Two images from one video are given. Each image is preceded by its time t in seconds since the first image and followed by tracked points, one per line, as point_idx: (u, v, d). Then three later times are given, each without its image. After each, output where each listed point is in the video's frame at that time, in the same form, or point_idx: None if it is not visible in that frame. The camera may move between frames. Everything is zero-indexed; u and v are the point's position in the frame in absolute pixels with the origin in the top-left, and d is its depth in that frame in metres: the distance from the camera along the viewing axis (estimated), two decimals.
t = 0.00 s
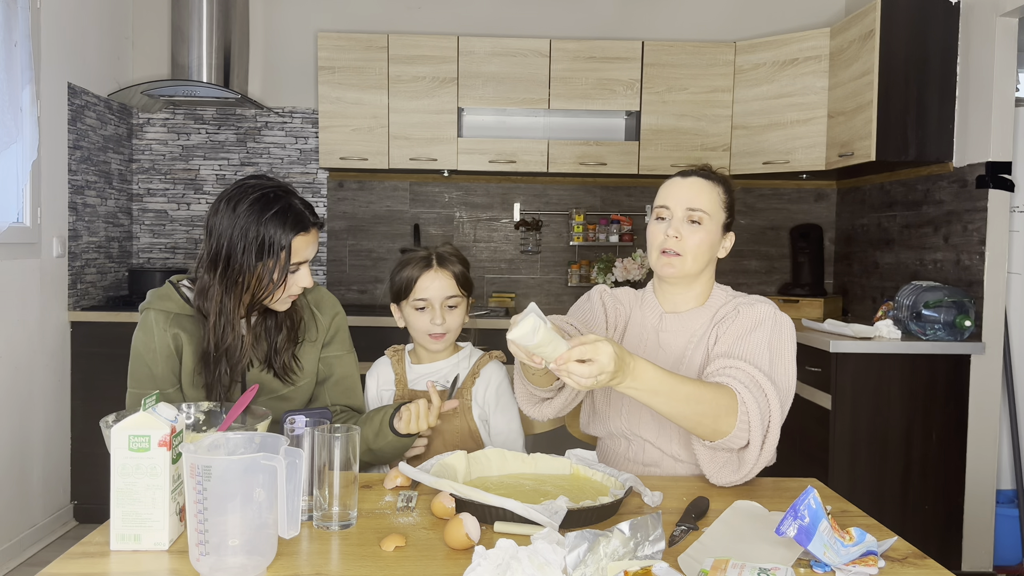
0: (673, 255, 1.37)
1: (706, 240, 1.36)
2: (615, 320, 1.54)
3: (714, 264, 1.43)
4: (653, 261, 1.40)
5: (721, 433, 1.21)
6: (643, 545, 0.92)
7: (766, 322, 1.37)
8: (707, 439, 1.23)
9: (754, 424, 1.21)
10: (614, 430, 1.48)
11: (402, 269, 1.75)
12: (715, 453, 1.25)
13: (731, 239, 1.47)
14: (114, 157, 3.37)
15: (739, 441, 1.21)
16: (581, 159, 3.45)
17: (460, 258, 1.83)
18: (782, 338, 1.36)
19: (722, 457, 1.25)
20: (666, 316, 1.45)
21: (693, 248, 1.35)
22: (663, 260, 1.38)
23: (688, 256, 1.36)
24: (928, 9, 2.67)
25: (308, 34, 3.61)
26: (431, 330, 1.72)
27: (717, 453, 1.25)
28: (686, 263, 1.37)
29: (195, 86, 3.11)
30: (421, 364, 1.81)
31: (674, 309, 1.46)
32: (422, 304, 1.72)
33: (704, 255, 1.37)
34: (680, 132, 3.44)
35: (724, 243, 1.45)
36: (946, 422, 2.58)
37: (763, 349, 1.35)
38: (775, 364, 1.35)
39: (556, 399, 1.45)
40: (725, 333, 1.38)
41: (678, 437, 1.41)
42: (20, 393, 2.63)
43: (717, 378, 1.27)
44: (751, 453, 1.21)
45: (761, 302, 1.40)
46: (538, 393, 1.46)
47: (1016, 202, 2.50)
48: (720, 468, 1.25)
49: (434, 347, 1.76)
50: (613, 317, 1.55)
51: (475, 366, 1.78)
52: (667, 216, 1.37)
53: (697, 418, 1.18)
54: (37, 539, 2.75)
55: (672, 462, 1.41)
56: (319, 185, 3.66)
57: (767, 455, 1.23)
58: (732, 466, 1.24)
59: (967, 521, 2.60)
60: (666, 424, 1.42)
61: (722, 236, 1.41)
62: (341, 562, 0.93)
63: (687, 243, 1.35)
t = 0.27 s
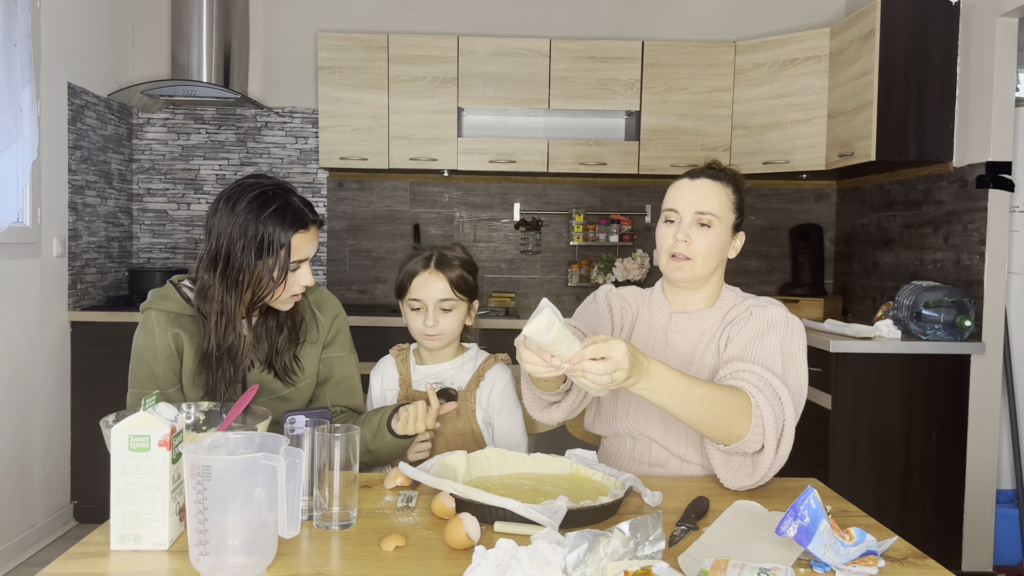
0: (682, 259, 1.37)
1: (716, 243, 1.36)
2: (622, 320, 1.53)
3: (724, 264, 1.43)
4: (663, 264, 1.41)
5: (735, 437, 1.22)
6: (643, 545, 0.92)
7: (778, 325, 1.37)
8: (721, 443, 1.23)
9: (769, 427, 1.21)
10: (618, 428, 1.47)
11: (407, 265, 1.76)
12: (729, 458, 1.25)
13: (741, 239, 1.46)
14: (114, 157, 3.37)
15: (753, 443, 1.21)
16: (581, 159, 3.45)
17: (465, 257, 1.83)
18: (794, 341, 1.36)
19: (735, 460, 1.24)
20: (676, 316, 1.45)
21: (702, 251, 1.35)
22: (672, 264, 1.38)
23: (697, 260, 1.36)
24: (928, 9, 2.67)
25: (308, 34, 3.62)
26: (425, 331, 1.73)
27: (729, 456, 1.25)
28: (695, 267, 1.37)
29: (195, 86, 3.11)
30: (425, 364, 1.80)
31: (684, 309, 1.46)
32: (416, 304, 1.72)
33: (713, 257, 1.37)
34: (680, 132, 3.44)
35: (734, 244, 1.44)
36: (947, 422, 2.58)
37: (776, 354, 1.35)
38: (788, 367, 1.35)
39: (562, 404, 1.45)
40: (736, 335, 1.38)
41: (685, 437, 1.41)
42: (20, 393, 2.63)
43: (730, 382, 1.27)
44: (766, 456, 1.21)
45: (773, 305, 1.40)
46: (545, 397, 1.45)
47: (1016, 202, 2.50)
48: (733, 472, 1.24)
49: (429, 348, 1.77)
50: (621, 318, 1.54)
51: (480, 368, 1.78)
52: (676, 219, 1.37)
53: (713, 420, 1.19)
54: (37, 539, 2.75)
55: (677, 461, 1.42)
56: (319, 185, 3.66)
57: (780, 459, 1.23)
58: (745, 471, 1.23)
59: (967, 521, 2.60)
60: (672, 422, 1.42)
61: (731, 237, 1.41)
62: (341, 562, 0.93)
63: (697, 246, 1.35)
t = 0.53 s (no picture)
0: (688, 263, 1.37)
1: (721, 245, 1.35)
2: (628, 318, 1.54)
3: (731, 265, 1.42)
4: (669, 267, 1.41)
5: (745, 442, 1.21)
6: (643, 545, 0.92)
7: (786, 329, 1.37)
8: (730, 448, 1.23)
9: (779, 433, 1.20)
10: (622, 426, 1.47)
11: (413, 267, 1.74)
12: (736, 462, 1.24)
13: (748, 239, 1.46)
14: (114, 157, 3.37)
15: (762, 449, 1.20)
16: (581, 159, 3.45)
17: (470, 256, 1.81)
18: (802, 345, 1.37)
19: (744, 465, 1.23)
20: (682, 316, 1.45)
21: (708, 254, 1.35)
22: (677, 266, 1.38)
23: (703, 262, 1.36)
24: (928, 9, 2.67)
25: (309, 34, 3.62)
26: (435, 334, 1.72)
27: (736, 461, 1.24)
28: (701, 269, 1.37)
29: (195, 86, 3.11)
30: (430, 366, 1.80)
31: (691, 310, 1.46)
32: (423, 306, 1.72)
33: (718, 260, 1.37)
34: (680, 132, 3.44)
35: (741, 245, 1.44)
36: (947, 421, 2.58)
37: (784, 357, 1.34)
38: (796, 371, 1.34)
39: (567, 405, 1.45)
40: (744, 339, 1.38)
41: (690, 436, 1.41)
42: (20, 393, 2.63)
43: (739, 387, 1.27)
44: (775, 462, 1.21)
45: (782, 309, 1.40)
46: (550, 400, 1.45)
47: (1016, 202, 2.50)
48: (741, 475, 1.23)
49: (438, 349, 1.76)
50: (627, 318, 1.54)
51: (484, 370, 1.78)
52: (682, 222, 1.37)
53: (723, 425, 1.19)
54: (37, 539, 2.75)
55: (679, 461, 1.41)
56: (319, 185, 3.67)
57: (789, 463, 1.23)
58: (753, 475, 1.23)
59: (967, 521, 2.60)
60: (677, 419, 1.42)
61: (738, 238, 1.40)
62: (341, 562, 0.93)
63: (702, 249, 1.35)
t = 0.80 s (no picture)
0: (690, 264, 1.37)
1: (723, 247, 1.35)
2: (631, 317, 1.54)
3: (736, 264, 1.42)
4: (673, 270, 1.41)
5: (754, 445, 1.21)
6: (643, 545, 0.92)
7: (793, 332, 1.36)
8: (738, 450, 1.23)
9: (789, 435, 1.21)
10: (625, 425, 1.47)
11: (414, 269, 1.75)
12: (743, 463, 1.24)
13: (752, 239, 1.45)
14: (114, 157, 3.37)
15: (771, 451, 1.21)
16: (581, 159, 3.45)
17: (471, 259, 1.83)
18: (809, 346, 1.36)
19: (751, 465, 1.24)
20: (688, 317, 1.45)
21: (711, 255, 1.35)
22: (681, 268, 1.39)
23: (706, 264, 1.36)
24: (928, 9, 2.67)
25: (309, 34, 3.62)
26: (441, 333, 1.71)
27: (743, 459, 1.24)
28: (704, 271, 1.37)
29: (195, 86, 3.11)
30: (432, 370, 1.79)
31: (696, 310, 1.46)
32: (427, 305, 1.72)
33: (722, 259, 1.37)
34: (680, 132, 3.44)
35: (745, 244, 1.44)
36: (947, 421, 2.58)
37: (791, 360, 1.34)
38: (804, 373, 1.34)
39: (572, 405, 1.45)
40: (752, 340, 1.37)
41: (693, 435, 1.41)
42: (20, 392, 2.63)
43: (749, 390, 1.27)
44: (783, 464, 1.21)
45: (787, 311, 1.39)
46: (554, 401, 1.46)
47: (1016, 202, 2.50)
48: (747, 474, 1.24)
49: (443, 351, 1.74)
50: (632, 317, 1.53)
51: (487, 374, 1.76)
52: (683, 225, 1.38)
53: (732, 427, 1.19)
54: (37, 539, 2.75)
55: (682, 459, 1.42)
56: (319, 185, 3.66)
57: (796, 466, 1.24)
58: (759, 476, 1.23)
59: (968, 521, 2.60)
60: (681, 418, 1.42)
61: (741, 237, 1.40)
62: (341, 562, 0.93)
63: (705, 251, 1.35)
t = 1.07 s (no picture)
0: (692, 266, 1.37)
1: (724, 247, 1.35)
2: (633, 317, 1.54)
3: (738, 265, 1.42)
4: (675, 271, 1.41)
5: (763, 445, 1.21)
6: (643, 545, 0.92)
7: (796, 333, 1.37)
8: (747, 450, 1.23)
9: (798, 435, 1.21)
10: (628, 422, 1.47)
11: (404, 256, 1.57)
12: (750, 463, 1.25)
13: (753, 239, 1.45)
14: (114, 157, 3.37)
15: (780, 451, 1.21)
16: (581, 159, 3.45)
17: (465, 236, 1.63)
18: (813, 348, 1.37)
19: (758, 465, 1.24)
20: (690, 316, 1.45)
21: (712, 256, 1.35)
22: (682, 269, 1.39)
23: (707, 265, 1.36)
24: (927, 9, 2.67)
25: (309, 34, 3.62)
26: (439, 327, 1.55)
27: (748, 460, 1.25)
28: (705, 272, 1.37)
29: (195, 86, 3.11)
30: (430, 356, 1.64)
31: (698, 309, 1.45)
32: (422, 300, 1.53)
33: (723, 261, 1.37)
34: (680, 132, 3.44)
35: (747, 245, 1.44)
36: (947, 422, 2.58)
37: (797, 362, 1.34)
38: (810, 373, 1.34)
39: (578, 407, 1.44)
40: (757, 341, 1.38)
41: (697, 430, 1.41)
42: (20, 392, 2.63)
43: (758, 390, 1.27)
44: (791, 464, 1.22)
45: (791, 313, 1.39)
46: (560, 401, 1.45)
47: (1015, 202, 2.50)
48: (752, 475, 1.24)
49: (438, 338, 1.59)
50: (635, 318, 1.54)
51: (488, 361, 1.62)
52: (684, 226, 1.37)
53: (740, 427, 1.19)
54: (37, 539, 2.75)
55: (683, 458, 1.42)
56: (319, 185, 3.66)
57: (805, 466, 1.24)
58: (766, 475, 1.24)
59: (967, 521, 2.60)
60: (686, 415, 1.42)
61: (742, 238, 1.40)
62: (341, 562, 0.93)
63: (705, 252, 1.35)
